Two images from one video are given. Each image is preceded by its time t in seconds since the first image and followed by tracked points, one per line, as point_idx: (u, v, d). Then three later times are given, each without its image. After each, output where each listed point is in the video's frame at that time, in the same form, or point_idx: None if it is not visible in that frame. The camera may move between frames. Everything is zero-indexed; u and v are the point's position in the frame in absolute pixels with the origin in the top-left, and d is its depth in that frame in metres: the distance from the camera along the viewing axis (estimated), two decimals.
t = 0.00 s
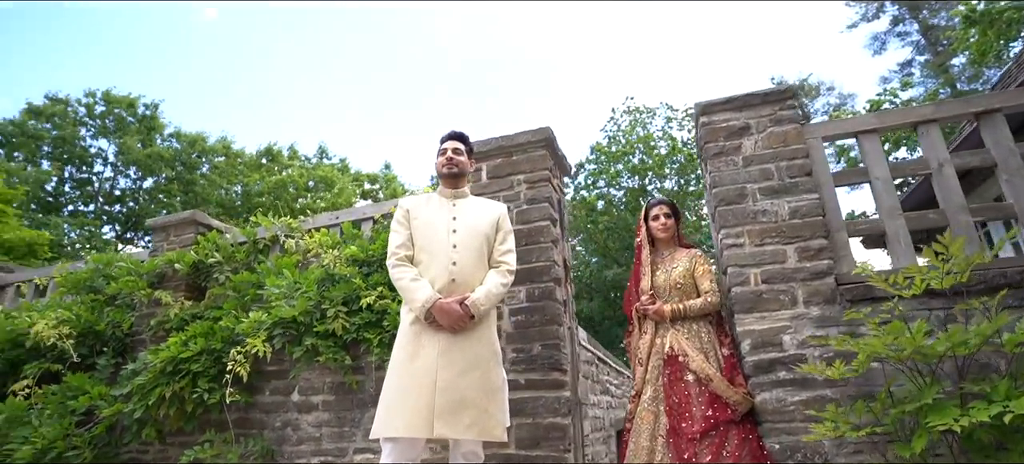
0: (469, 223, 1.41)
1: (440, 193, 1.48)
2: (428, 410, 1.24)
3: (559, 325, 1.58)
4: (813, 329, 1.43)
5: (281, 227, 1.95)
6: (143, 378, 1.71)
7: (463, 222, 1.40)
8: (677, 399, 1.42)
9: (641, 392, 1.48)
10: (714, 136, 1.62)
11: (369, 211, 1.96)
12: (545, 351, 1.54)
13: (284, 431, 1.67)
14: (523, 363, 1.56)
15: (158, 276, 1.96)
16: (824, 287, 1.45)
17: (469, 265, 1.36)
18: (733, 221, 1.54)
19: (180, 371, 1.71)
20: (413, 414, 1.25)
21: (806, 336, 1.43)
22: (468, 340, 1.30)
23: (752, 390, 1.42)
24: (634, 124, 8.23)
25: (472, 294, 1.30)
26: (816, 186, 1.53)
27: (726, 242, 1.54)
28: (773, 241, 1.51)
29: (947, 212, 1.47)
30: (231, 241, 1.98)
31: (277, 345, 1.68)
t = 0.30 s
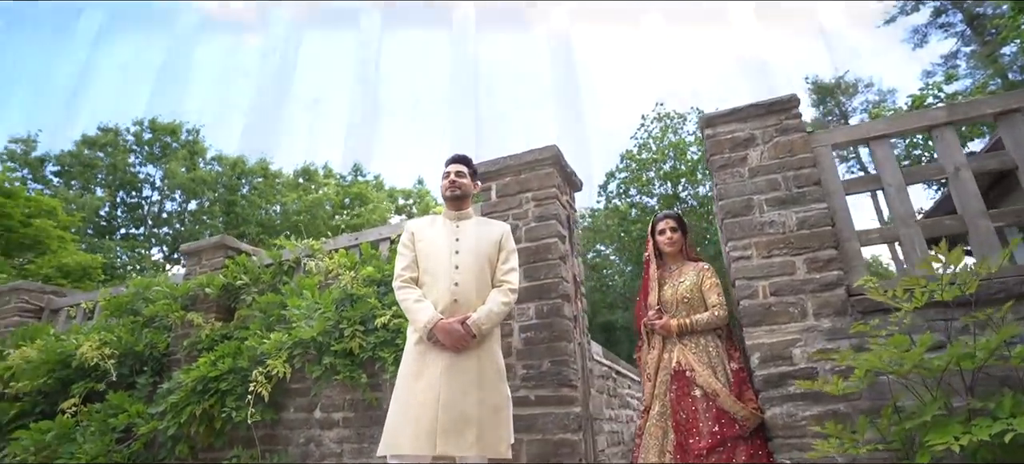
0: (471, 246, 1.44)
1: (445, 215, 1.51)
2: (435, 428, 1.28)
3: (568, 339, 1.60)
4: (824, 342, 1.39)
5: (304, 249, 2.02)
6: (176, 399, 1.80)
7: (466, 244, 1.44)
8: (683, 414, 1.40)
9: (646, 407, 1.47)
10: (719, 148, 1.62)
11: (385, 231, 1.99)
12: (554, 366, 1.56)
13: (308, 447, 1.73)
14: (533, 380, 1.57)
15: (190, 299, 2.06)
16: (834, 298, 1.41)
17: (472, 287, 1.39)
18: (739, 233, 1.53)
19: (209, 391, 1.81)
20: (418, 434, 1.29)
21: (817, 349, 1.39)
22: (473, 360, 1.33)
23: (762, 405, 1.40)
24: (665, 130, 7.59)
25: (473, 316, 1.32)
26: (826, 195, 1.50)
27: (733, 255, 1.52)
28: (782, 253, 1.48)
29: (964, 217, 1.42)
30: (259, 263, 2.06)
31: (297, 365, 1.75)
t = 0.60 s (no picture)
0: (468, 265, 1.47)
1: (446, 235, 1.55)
2: (433, 440, 1.27)
3: (574, 356, 1.50)
4: (822, 351, 1.34)
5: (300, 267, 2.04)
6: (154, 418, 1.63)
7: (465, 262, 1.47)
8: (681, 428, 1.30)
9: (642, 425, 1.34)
10: (717, 159, 1.61)
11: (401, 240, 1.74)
12: (558, 378, 1.45)
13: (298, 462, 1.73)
14: (537, 391, 1.46)
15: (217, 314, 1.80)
16: (837, 309, 1.37)
17: (470, 305, 1.41)
18: (737, 243, 1.50)
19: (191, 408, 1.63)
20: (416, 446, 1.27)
21: (814, 358, 1.34)
22: (470, 373, 1.34)
23: (761, 417, 1.32)
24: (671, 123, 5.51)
25: (472, 330, 1.35)
26: (824, 205, 1.48)
27: (731, 267, 1.50)
28: (781, 266, 1.45)
29: (968, 226, 1.41)
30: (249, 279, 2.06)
31: (313, 379, 1.61)
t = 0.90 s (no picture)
0: (468, 273, 1.56)
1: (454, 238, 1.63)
2: (436, 420, 1.43)
3: (584, 352, 1.50)
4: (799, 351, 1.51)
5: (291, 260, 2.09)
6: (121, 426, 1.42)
7: (467, 268, 1.57)
8: (659, 416, 1.44)
9: (624, 409, 1.45)
10: (701, 170, 1.74)
11: (415, 228, 1.62)
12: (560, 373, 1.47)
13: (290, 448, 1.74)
14: (555, 386, 1.46)
15: (179, 313, 1.52)
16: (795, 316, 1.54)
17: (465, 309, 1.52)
18: (711, 249, 1.62)
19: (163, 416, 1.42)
20: (418, 423, 1.43)
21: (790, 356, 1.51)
22: (476, 366, 1.48)
23: (755, 411, 1.45)
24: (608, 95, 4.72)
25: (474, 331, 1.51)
26: (808, 213, 1.66)
27: (732, 267, 1.59)
28: (750, 274, 1.58)
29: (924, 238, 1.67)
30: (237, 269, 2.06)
31: (333, 375, 1.46)
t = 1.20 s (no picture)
0: (470, 279, 1.76)
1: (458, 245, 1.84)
2: (442, 407, 1.64)
3: (573, 349, 1.69)
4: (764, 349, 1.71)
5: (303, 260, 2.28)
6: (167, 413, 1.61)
7: (469, 273, 1.76)
8: (636, 405, 1.63)
9: (606, 399, 1.65)
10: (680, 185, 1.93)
11: (420, 238, 1.83)
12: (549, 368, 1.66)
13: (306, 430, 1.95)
14: (544, 378, 1.66)
15: (209, 314, 1.70)
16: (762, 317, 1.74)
17: (468, 311, 1.71)
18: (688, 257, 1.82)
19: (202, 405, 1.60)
20: (425, 410, 1.63)
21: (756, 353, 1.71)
22: (477, 360, 1.68)
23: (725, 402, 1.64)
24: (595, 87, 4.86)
25: (474, 329, 1.70)
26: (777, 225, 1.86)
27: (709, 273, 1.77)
28: (721, 280, 1.78)
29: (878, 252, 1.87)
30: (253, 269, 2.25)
31: (349, 368, 1.66)
